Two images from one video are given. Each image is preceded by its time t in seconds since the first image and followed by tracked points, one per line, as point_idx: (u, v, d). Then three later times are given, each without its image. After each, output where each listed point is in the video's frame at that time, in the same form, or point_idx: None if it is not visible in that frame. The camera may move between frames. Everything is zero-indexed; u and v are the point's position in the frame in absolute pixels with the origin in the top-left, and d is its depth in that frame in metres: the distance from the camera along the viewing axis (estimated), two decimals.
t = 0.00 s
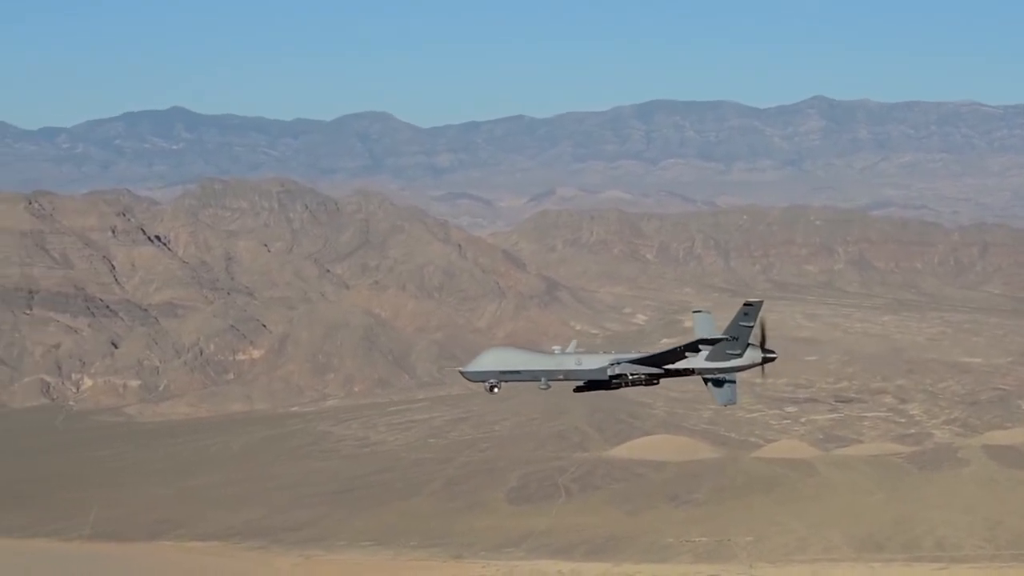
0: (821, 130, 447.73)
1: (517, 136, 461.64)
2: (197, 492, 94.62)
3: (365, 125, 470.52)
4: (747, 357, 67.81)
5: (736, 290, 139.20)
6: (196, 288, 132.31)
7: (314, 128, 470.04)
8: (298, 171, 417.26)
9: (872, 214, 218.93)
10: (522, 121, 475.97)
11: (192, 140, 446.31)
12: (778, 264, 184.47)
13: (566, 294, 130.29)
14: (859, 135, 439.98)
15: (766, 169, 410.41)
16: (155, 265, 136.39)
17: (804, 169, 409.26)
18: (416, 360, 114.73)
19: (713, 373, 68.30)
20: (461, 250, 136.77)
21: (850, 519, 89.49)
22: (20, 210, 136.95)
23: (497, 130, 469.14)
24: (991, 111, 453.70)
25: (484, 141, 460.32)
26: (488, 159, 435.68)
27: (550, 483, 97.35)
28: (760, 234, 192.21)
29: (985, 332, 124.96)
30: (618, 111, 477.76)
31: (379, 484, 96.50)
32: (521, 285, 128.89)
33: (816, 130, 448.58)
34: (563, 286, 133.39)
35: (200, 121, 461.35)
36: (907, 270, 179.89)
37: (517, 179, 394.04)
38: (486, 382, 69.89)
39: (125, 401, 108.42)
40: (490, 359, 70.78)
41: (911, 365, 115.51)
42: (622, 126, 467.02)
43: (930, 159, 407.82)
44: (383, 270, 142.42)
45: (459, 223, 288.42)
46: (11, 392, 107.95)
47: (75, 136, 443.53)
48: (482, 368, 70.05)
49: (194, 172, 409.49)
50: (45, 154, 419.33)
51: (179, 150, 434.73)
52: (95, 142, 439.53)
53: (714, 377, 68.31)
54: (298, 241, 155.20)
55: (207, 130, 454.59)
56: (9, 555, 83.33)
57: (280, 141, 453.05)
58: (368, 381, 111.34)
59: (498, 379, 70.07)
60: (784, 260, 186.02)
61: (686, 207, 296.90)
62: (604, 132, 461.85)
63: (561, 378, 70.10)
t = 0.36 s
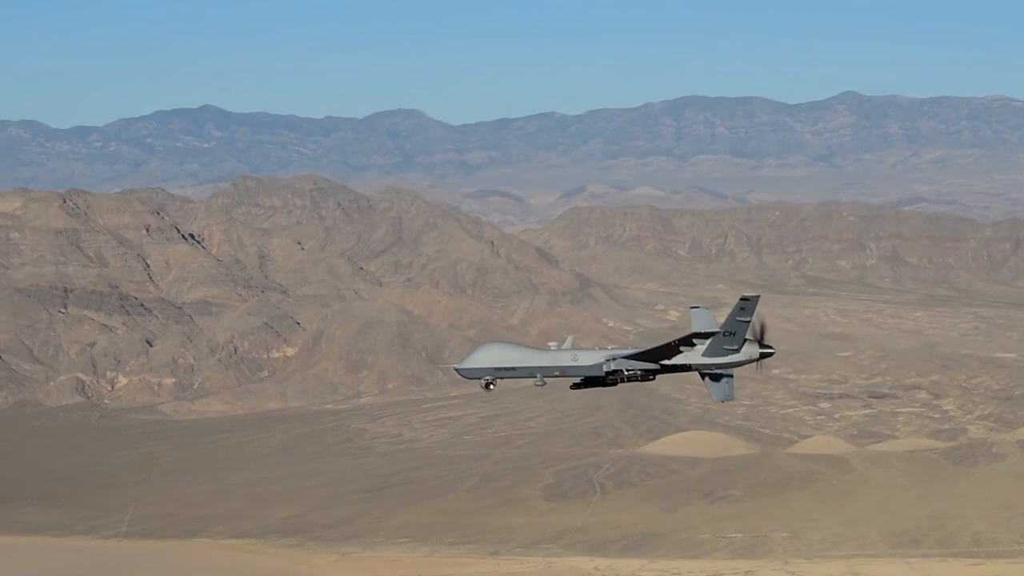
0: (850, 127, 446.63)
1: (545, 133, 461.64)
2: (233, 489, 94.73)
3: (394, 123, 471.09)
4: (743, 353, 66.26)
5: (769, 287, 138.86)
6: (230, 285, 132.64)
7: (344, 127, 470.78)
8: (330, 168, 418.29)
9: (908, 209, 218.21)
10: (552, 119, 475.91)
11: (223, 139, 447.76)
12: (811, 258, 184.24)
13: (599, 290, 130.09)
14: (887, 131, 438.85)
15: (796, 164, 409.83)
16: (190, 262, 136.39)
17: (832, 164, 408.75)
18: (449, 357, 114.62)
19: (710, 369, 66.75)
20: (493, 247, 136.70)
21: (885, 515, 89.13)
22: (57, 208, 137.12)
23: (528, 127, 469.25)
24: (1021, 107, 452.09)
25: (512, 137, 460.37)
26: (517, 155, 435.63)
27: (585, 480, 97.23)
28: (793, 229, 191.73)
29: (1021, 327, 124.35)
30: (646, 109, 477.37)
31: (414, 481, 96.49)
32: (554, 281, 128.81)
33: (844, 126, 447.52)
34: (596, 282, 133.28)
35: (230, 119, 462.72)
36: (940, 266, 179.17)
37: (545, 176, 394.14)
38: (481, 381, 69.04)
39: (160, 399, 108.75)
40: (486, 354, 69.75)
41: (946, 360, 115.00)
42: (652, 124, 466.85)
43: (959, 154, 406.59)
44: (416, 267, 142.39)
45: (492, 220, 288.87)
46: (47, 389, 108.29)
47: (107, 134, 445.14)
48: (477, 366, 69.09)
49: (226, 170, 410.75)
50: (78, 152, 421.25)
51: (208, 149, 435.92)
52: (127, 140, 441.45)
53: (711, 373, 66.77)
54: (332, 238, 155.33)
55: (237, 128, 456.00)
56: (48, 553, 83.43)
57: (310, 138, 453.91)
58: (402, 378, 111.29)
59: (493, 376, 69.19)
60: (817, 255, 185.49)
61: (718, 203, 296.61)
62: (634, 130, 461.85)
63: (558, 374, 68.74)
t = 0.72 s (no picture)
0: (881, 123, 445.82)
1: (575, 130, 461.76)
2: (269, 488, 94.97)
3: (425, 122, 471.36)
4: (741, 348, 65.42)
5: (802, 283, 138.69)
6: (266, 284, 133.09)
7: (375, 126, 471.34)
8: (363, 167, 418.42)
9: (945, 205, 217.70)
10: (584, 117, 475.55)
11: (255, 139, 448.85)
12: (844, 255, 183.98)
13: (632, 288, 130.05)
14: (917, 128, 437.88)
15: (827, 161, 409.03)
16: (225, 261, 136.81)
17: (862, 161, 407.84)
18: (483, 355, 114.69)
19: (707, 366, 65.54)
20: (527, 245, 136.65)
21: (921, 510, 88.78)
22: (94, 208, 138.34)
23: (559, 125, 469.08)
24: None
25: (542, 134, 460.66)
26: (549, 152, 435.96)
27: (621, 477, 97.22)
28: (826, 226, 191.43)
29: None
30: (676, 107, 477.02)
31: (450, 479, 96.57)
32: (588, 278, 128.75)
33: (875, 123, 446.73)
34: (630, 280, 133.21)
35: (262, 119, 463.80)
36: (972, 261, 178.61)
37: (577, 173, 394.41)
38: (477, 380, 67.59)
39: (196, 398, 109.07)
40: (482, 353, 68.31)
41: (980, 356, 114.62)
42: (684, 121, 466.14)
43: (991, 149, 405.55)
44: (450, 265, 142.53)
45: (525, 219, 289.58)
46: (84, 388, 108.70)
47: (139, 134, 446.69)
48: (472, 364, 67.77)
49: (260, 170, 411.55)
50: (112, 152, 422.90)
51: (240, 149, 437.51)
52: (160, 140, 442.66)
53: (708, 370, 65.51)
54: (367, 236, 155.50)
55: (270, 128, 456.69)
56: (90, 553, 83.53)
57: (342, 137, 455.20)
58: (437, 376, 111.38)
59: (489, 375, 67.72)
60: (850, 251, 185.19)
61: (751, 200, 296.58)
62: (664, 128, 461.35)
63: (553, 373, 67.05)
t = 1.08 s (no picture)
0: (913, 121, 444.77)
1: (609, 129, 461.86)
2: (308, 487, 95.38)
3: (459, 122, 471.56)
4: (736, 349, 67.95)
5: (837, 280, 138.67)
6: (302, 284, 133.50)
7: (406, 126, 471.89)
8: (396, 167, 418.37)
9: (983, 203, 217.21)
10: (617, 116, 475.04)
11: (289, 140, 449.51)
12: (878, 252, 183.75)
13: (667, 285, 130.17)
14: (951, 125, 436.74)
15: (860, 159, 407.96)
16: (262, 262, 137.55)
17: (894, 158, 406.56)
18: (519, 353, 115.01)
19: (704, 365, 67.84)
20: (561, 244, 136.69)
21: (957, 508, 88.68)
22: (132, 210, 140.33)
23: (591, 123, 468.82)
24: None
25: (575, 133, 460.75)
26: (580, 151, 436.07)
27: (658, 475, 97.40)
28: (861, 224, 191.31)
29: None
30: (709, 105, 476.54)
31: (488, 478, 96.86)
32: (622, 277, 128.75)
33: (908, 120, 445.63)
34: (664, 278, 133.22)
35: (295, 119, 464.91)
36: (1008, 258, 178.15)
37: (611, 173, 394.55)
38: (474, 381, 68.37)
39: (234, 399, 109.33)
40: (480, 356, 69.36)
41: (1017, 353, 114.40)
42: (717, 118, 465.18)
43: None
44: (486, 264, 142.92)
45: (559, 218, 290.34)
46: (123, 389, 109.15)
47: (174, 136, 448.39)
48: (472, 364, 68.68)
49: (295, 170, 412.21)
50: (147, 154, 424.56)
51: (274, 150, 438.84)
52: (195, 141, 444.04)
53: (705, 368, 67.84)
54: (403, 236, 155.63)
55: (303, 128, 457.44)
56: (132, 553, 83.99)
57: (374, 137, 456.23)
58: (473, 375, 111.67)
59: (486, 375, 68.57)
60: (884, 248, 185.06)
61: (785, 199, 296.55)
62: (697, 126, 460.64)
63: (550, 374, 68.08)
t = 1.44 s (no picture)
0: (948, 118, 443.53)
1: (646, 129, 461.80)
2: (347, 487, 95.78)
3: (494, 122, 472.14)
4: (735, 352, 58.30)
5: (873, 279, 138.67)
6: (341, 285, 134.07)
7: (442, 127, 472.54)
8: (433, 167, 419.61)
9: None
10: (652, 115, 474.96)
11: (325, 140, 450.39)
12: (914, 251, 183.89)
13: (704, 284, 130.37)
14: (985, 123, 435.44)
15: (894, 158, 407.39)
16: (302, 263, 138.34)
17: (928, 157, 405.60)
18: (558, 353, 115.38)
19: (704, 370, 58.28)
20: (598, 244, 136.91)
21: (995, 505, 88.57)
22: (172, 210, 141.56)
23: (626, 123, 468.84)
24: None
25: (613, 133, 460.70)
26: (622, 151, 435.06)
27: (697, 475, 97.58)
28: (897, 223, 191.18)
29: None
30: (744, 104, 475.98)
31: (527, 477, 97.14)
32: (660, 277, 128.90)
33: (943, 118, 444.37)
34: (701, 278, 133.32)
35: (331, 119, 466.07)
36: None
37: (645, 172, 394.84)
38: (469, 385, 57.38)
39: (274, 399, 109.91)
40: (472, 362, 58.41)
41: None
42: (751, 117, 464.82)
43: None
44: (524, 265, 143.30)
45: (594, 217, 291.06)
46: (164, 389, 109.77)
47: (211, 137, 450.56)
48: (463, 368, 57.72)
49: (331, 170, 413.25)
50: (185, 155, 426.41)
51: (314, 149, 439.11)
52: (231, 141, 445.88)
53: (704, 373, 58.26)
54: (441, 236, 156.10)
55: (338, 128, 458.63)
56: (176, 554, 84.53)
57: (412, 138, 456.17)
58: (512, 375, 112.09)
59: (483, 381, 57.56)
60: (920, 247, 184.93)
61: (820, 198, 296.65)
62: (731, 126, 460.38)
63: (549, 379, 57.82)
